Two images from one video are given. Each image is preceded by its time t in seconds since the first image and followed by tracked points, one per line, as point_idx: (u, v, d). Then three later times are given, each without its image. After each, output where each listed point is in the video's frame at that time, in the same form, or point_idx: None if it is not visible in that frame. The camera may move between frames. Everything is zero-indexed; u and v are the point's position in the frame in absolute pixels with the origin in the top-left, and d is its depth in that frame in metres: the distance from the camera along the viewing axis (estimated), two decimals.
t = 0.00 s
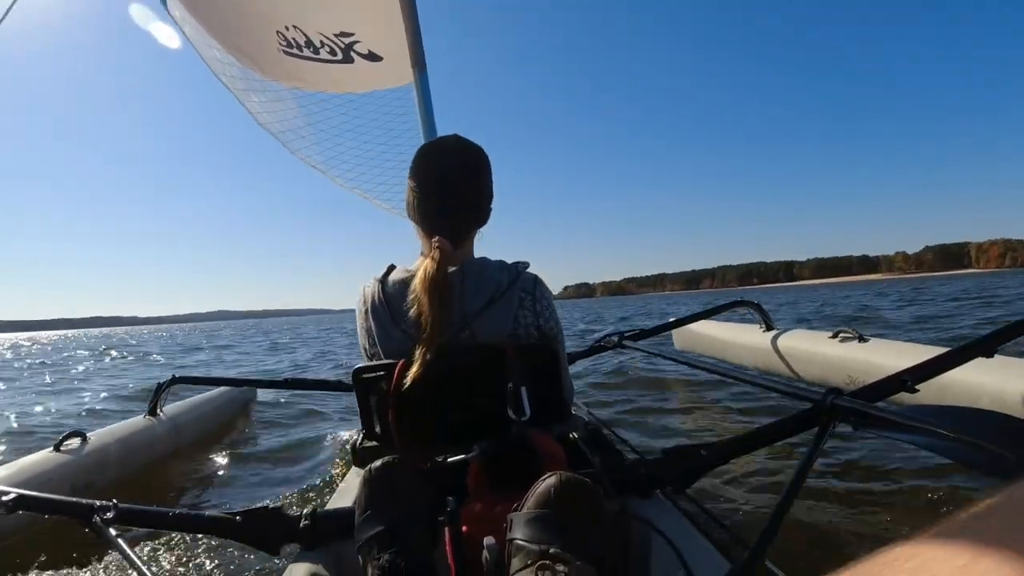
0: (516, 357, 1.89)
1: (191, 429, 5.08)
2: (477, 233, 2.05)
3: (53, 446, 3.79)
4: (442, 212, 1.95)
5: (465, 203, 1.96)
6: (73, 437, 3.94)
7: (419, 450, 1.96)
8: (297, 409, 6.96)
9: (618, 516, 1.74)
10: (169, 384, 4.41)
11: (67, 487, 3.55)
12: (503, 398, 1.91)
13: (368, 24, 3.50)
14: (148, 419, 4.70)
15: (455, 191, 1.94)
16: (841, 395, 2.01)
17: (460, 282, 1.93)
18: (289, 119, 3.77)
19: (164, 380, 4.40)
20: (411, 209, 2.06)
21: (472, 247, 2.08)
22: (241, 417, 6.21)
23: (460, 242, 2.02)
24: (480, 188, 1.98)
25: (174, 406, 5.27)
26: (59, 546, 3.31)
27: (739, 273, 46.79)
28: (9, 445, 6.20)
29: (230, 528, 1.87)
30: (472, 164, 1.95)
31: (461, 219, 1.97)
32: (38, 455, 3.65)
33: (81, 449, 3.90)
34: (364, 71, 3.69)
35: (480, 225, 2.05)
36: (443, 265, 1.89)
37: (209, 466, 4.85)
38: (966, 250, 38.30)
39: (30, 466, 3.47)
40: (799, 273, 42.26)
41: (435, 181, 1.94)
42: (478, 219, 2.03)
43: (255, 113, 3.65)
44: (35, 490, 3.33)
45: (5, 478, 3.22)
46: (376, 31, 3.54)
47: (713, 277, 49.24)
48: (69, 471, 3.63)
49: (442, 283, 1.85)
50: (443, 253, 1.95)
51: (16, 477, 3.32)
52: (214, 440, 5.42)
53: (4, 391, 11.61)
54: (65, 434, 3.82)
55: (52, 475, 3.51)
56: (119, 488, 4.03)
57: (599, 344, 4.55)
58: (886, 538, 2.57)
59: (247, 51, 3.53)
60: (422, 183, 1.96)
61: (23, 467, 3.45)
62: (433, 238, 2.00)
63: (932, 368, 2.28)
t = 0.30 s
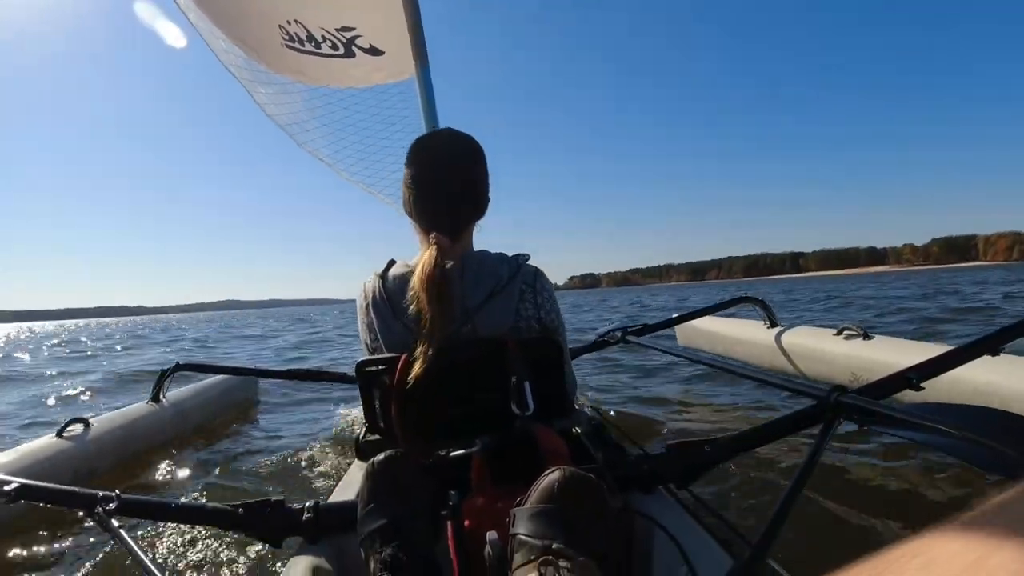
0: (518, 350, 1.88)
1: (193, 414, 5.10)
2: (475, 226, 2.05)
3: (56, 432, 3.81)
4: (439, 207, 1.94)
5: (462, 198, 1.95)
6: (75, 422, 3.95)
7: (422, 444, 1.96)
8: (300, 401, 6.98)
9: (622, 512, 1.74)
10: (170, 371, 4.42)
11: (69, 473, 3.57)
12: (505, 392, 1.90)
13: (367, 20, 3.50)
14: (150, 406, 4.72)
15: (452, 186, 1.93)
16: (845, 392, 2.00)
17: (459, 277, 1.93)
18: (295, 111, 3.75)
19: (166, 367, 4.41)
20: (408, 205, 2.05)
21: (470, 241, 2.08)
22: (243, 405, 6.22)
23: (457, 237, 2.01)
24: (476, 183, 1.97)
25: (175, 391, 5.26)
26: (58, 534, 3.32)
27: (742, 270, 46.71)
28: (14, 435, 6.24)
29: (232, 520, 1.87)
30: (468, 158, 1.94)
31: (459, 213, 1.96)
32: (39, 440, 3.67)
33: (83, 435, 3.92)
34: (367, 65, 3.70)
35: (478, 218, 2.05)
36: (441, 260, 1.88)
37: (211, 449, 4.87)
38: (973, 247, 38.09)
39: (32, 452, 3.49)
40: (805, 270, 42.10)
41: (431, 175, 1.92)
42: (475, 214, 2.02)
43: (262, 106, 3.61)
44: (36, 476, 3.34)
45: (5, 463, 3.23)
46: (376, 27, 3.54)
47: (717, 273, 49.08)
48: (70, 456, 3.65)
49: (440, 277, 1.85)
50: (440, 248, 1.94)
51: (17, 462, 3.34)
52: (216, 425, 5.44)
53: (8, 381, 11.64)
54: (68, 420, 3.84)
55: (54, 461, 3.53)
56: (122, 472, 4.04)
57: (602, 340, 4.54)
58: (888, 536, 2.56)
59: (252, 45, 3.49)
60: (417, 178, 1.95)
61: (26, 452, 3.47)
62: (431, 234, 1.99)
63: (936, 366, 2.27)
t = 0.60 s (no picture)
0: (518, 352, 1.89)
1: (196, 416, 5.14)
2: (476, 227, 2.05)
3: (59, 432, 3.85)
4: (438, 208, 1.95)
5: (461, 199, 1.95)
6: (78, 424, 4.00)
7: (420, 444, 1.97)
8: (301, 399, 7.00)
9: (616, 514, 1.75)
10: (173, 373, 4.45)
11: (72, 473, 3.61)
12: (504, 393, 1.91)
13: (374, 17, 3.50)
14: (153, 407, 4.76)
15: (450, 188, 1.94)
16: (842, 397, 2.01)
17: (459, 278, 1.94)
18: (305, 105, 3.74)
19: (169, 368, 4.45)
20: (408, 207, 2.05)
21: (470, 242, 2.08)
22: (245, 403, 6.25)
23: (457, 238, 2.02)
24: (476, 184, 1.98)
25: (179, 397, 5.31)
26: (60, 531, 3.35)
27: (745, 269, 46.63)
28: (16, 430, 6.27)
29: (231, 517, 1.89)
30: (466, 159, 1.95)
31: (459, 214, 1.97)
32: (44, 441, 3.71)
33: (85, 436, 3.96)
34: (373, 63, 3.68)
35: (478, 219, 2.05)
36: (440, 261, 1.89)
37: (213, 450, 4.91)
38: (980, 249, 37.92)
39: (35, 453, 3.54)
40: (809, 271, 41.99)
41: (430, 177, 1.93)
42: (475, 215, 2.02)
43: (274, 95, 3.63)
44: (38, 476, 3.37)
45: (9, 463, 3.27)
46: (382, 24, 3.53)
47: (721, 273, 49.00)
48: (73, 456, 3.69)
49: (440, 279, 1.86)
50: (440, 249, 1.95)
51: (21, 462, 3.38)
52: (219, 426, 5.48)
53: (13, 377, 11.71)
54: (70, 421, 3.88)
55: (57, 461, 3.57)
56: (125, 473, 4.08)
57: (603, 340, 4.55)
58: (885, 542, 2.57)
59: (265, 35, 3.51)
60: (417, 180, 1.95)
61: (29, 452, 3.52)
62: (431, 235, 2.00)
63: (935, 372, 2.27)
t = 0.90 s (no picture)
0: (520, 349, 1.88)
1: (197, 416, 5.15)
2: (477, 224, 2.04)
3: (61, 433, 3.85)
4: (437, 205, 1.94)
5: (461, 196, 1.94)
6: (80, 426, 4.00)
7: (423, 441, 1.97)
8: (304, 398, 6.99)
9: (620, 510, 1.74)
10: (175, 372, 4.44)
11: (74, 474, 3.61)
12: (506, 389, 1.90)
13: (376, 14, 3.49)
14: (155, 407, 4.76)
15: (450, 184, 1.93)
16: (846, 392, 2.00)
17: (460, 274, 1.93)
18: (303, 100, 3.75)
19: (171, 367, 4.44)
20: (410, 203, 2.05)
21: (472, 238, 2.07)
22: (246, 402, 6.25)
23: (458, 235, 2.00)
24: (476, 181, 1.96)
25: (182, 395, 5.32)
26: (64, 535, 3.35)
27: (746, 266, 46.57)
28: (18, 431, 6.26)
29: (234, 516, 1.89)
30: (467, 156, 1.94)
31: (460, 211, 1.96)
32: (47, 442, 3.71)
33: (88, 436, 3.96)
34: (374, 60, 3.68)
35: (480, 216, 2.04)
36: (441, 257, 1.89)
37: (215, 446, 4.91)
38: (982, 245, 37.85)
39: (38, 454, 3.53)
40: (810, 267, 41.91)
41: (430, 174, 1.93)
42: (476, 211, 2.01)
43: (271, 93, 3.64)
44: (41, 477, 3.37)
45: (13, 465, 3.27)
46: (384, 21, 3.54)
47: (723, 271, 48.90)
48: (76, 459, 3.69)
49: (440, 275, 1.85)
50: (440, 246, 1.94)
51: (24, 463, 3.38)
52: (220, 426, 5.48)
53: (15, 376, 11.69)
54: (73, 422, 3.87)
55: (60, 462, 3.57)
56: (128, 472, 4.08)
57: (605, 337, 4.54)
58: (890, 538, 2.56)
59: (264, 32, 3.47)
60: (418, 177, 1.95)
61: (31, 454, 3.51)
62: (432, 232, 1.99)
63: (939, 366, 2.26)
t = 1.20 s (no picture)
0: (522, 353, 1.89)
1: (196, 410, 5.13)
2: (477, 228, 2.05)
3: (62, 430, 3.84)
4: (437, 209, 1.95)
5: (461, 200, 1.95)
6: (81, 421, 3.99)
7: (426, 444, 1.97)
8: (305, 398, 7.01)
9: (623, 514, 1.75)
10: (175, 369, 4.44)
11: (74, 471, 3.60)
12: (508, 393, 1.91)
13: (374, 17, 3.50)
14: (155, 402, 4.75)
15: (450, 189, 1.94)
16: (847, 393, 2.00)
17: (461, 278, 1.94)
18: (301, 109, 3.73)
19: (172, 363, 4.43)
20: (410, 208, 2.06)
21: (472, 242, 2.08)
22: (246, 401, 6.25)
23: (458, 239, 2.01)
24: (476, 185, 1.97)
25: (182, 389, 5.31)
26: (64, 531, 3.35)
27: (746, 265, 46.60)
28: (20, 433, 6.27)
29: (237, 520, 1.90)
30: (467, 160, 1.94)
31: (460, 217, 1.97)
32: (46, 438, 3.71)
33: (89, 432, 3.95)
34: (375, 63, 3.68)
35: (480, 220, 2.05)
36: (442, 261, 1.89)
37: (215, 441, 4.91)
38: (982, 243, 37.85)
39: (37, 451, 3.52)
40: (810, 266, 41.90)
41: (430, 178, 1.93)
42: (476, 215, 2.02)
43: (267, 105, 3.62)
44: (41, 476, 3.37)
45: (12, 462, 3.27)
46: (382, 24, 3.55)
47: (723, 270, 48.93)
48: (76, 455, 3.69)
49: (440, 279, 1.86)
50: (440, 249, 1.95)
51: (23, 460, 3.38)
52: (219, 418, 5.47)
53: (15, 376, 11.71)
54: (74, 418, 3.87)
55: (59, 459, 3.56)
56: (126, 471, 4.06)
57: (606, 338, 4.55)
58: (891, 538, 2.57)
59: (258, 42, 3.52)
60: (418, 181, 1.96)
61: (30, 451, 3.51)
62: (432, 236, 2.00)
63: (940, 367, 2.26)
